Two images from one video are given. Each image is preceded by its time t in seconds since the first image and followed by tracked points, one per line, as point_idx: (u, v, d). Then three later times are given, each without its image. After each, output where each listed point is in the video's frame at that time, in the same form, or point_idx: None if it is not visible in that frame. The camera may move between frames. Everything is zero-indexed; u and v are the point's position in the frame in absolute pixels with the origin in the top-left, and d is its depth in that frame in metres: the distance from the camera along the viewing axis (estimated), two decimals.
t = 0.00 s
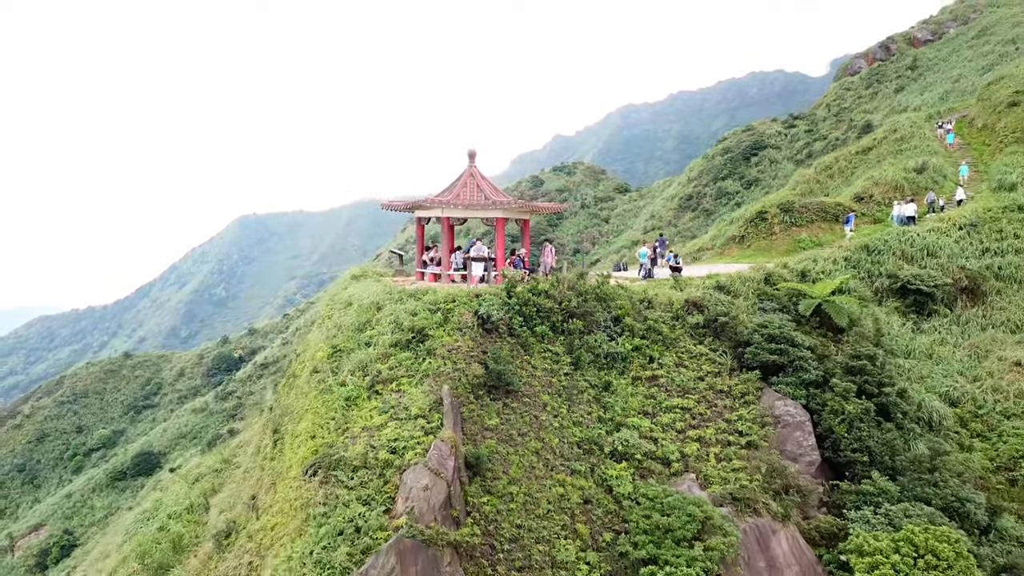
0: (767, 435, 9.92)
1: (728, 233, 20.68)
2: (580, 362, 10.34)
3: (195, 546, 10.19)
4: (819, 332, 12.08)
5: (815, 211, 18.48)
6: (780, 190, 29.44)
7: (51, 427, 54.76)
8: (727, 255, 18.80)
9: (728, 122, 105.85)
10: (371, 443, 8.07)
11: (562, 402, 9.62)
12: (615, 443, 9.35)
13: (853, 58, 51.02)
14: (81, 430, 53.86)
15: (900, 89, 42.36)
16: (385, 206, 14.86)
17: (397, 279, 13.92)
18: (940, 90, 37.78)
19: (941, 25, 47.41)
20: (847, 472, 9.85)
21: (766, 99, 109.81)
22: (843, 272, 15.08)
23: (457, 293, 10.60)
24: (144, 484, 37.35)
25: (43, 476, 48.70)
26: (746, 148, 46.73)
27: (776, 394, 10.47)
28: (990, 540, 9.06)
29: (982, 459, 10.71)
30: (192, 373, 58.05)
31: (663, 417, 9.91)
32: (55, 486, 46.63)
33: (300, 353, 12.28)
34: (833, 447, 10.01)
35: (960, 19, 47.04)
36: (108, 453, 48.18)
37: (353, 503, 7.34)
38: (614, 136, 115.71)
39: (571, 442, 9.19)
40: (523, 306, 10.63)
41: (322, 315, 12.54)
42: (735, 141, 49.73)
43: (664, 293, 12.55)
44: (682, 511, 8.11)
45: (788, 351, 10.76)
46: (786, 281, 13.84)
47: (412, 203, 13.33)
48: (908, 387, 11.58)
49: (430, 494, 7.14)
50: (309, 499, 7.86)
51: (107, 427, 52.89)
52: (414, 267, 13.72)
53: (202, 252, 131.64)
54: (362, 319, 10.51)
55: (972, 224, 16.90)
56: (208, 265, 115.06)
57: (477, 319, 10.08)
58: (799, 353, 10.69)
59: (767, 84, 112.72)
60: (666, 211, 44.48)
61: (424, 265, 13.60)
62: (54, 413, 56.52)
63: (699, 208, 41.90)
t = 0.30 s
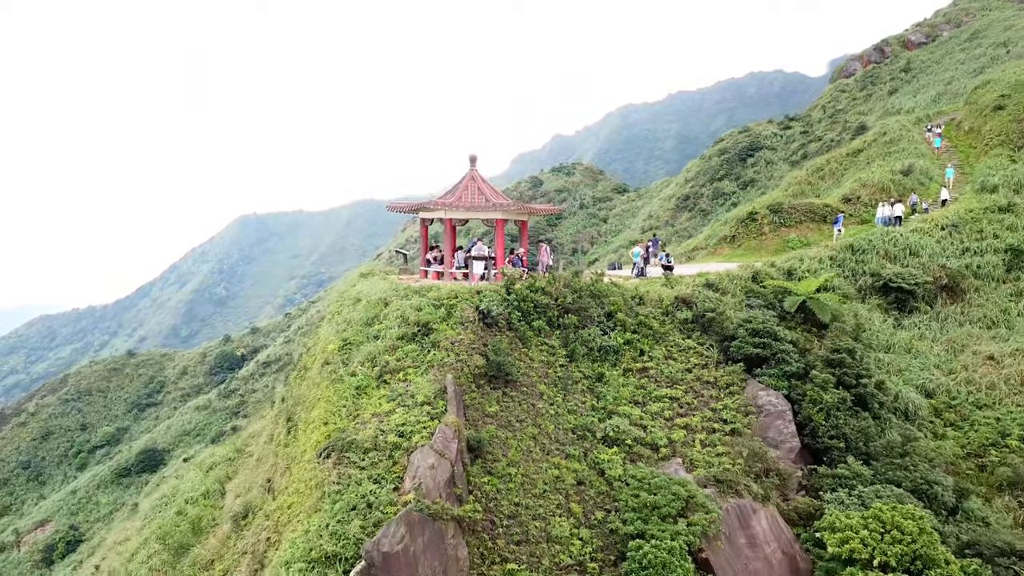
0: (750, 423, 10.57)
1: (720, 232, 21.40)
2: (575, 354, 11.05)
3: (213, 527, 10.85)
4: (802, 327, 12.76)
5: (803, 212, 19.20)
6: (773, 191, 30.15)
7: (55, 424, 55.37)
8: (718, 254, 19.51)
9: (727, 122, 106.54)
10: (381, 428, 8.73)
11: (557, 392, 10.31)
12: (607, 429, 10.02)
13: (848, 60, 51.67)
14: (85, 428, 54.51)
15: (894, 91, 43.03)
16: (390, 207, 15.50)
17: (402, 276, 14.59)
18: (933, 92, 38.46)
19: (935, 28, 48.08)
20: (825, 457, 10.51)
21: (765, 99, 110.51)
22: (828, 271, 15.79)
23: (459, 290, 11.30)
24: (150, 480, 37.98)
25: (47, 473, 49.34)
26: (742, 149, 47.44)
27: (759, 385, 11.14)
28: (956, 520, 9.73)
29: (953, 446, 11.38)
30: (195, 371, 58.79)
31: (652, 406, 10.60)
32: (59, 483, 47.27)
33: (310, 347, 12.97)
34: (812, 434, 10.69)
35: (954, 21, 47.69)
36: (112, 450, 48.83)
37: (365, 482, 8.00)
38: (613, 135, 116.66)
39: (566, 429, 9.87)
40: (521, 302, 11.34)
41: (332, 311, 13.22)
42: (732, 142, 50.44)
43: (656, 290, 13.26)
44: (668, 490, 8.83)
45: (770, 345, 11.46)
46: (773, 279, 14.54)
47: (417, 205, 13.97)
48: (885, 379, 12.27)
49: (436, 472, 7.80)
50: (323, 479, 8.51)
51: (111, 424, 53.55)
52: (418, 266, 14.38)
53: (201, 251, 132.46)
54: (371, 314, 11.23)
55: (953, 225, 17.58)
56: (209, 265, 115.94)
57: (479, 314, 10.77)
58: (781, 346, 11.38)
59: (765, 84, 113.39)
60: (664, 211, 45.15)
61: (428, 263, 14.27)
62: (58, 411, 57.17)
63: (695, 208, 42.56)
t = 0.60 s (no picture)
0: (736, 413, 11.21)
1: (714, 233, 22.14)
2: (571, 348, 11.75)
3: (229, 511, 11.53)
4: (787, 323, 13.48)
5: (793, 213, 19.98)
6: (767, 192, 30.89)
7: (59, 422, 55.91)
8: (711, 253, 20.26)
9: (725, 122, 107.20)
10: (390, 414, 9.40)
11: (554, 382, 11.00)
12: (601, 417, 10.69)
13: (843, 62, 52.34)
14: (89, 426, 55.14)
15: (888, 93, 43.72)
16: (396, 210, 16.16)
17: (407, 274, 15.27)
18: (926, 94, 39.14)
19: (929, 31, 48.76)
20: (805, 445, 11.19)
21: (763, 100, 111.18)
22: (814, 270, 16.54)
23: (462, 288, 12.01)
24: (155, 476, 38.63)
25: (52, 470, 49.95)
26: (739, 151, 48.16)
27: (744, 376, 11.82)
28: (928, 502, 10.39)
29: (928, 435, 12.05)
30: (197, 370, 59.46)
31: (643, 396, 11.28)
32: (64, 480, 47.87)
33: (320, 342, 13.67)
34: (794, 423, 11.36)
35: (948, 24, 48.36)
36: (116, 448, 49.46)
37: (376, 463, 8.66)
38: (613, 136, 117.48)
39: (562, 417, 10.55)
40: (520, 299, 12.06)
41: (340, 309, 13.92)
42: (728, 143, 51.19)
43: (648, 289, 13.99)
44: (655, 473, 9.52)
45: (755, 339, 12.17)
46: (761, 277, 15.26)
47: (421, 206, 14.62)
48: (866, 372, 12.95)
49: (441, 454, 8.46)
50: (336, 462, 9.17)
51: (115, 422, 54.21)
52: (422, 265, 15.06)
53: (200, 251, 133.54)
54: (379, 311, 11.98)
55: (936, 226, 18.30)
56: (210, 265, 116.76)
57: (480, 310, 11.48)
58: (765, 341, 12.08)
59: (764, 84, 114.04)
60: (662, 211, 45.81)
61: (431, 262, 14.95)
62: (62, 409, 57.77)
63: (692, 208, 43.22)
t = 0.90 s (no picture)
0: (722, 402, 11.89)
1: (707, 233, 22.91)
2: (566, 342, 12.50)
3: (244, 494, 12.21)
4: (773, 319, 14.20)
5: (783, 213, 20.73)
6: (762, 193, 31.65)
7: (64, 419, 56.55)
8: (704, 252, 21.02)
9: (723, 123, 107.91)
10: (397, 401, 10.10)
11: (550, 374, 11.71)
12: (595, 406, 11.38)
13: (839, 64, 53.03)
14: (93, 424, 55.80)
15: (881, 95, 44.42)
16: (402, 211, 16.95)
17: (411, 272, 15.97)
18: (918, 96, 39.85)
19: (923, 33, 49.47)
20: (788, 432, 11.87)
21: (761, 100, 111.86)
22: (801, 268, 17.31)
23: (464, 286, 12.76)
24: (159, 472, 39.27)
25: (57, 467, 50.61)
26: (735, 152, 48.91)
27: (730, 368, 12.52)
28: (902, 486, 11.08)
29: (905, 424, 12.75)
30: (200, 368, 60.22)
31: (634, 387, 11.97)
32: (69, 477, 48.52)
33: (328, 336, 14.41)
34: (777, 412, 12.06)
35: (941, 26, 49.04)
36: (120, 445, 50.13)
37: (385, 446, 9.34)
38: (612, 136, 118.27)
39: (558, 405, 11.25)
40: (518, 295, 12.82)
41: (347, 305, 14.69)
42: (725, 145, 51.96)
43: (641, 287, 14.75)
44: (645, 456, 10.22)
45: (741, 333, 12.89)
46: (750, 274, 15.99)
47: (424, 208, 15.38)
48: (847, 365, 13.66)
49: (445, 437, 9.12)
50: (347, 446, 9.86)
51: (119, 420, 54.90)
52: (426, 263, 15.76)
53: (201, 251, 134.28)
54: (386, 307, 12.75)
55: (920, 226, 19.02)
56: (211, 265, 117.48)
57: (481, 306, 12.22)
58: (751, 335, 12.79)
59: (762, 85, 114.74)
60: (659, 211, 46.49)
61: (434, 261, 15.66)
62: (66, 406, 58.41)
63: (689, 208, 43.87)
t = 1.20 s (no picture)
0: (709, 392, 12.62)
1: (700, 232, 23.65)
2: (562, 335, 13.25)
3: (258, 479, 12.94)
4: (759, 313, 14.94)
5: (772, 213, 21.49)
6: (756, 193, 32.39)
7: (68, 416, 57.21)
8: (697, 250, 21.77)
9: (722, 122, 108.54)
10: (404, 388, 10.84)
11: (546, 365, 12.45)
12: (588, 395, 12.11)
13: (834, 66, 53.74)
14: (97, 421, 56.47)
15: (875, 96, 45.13)
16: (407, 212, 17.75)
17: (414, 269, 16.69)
18: (910, 98, 40.57)
19: (916, 35, 50.17)
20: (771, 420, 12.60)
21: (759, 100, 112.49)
22: (788, 267, 18.08)
23: (466, 283, 13.52)
24: (164, 468, 39.92)
25: (62, 464, 51.25)
26: (731, 152, 49.64)
27: (717, 360, 13.25)
28: (877, 470, 11.81)
29: (883, 413, 13.49)
30: (203, 366, 60.93)
31: (626, 377, 12.71)
32: (74, 473, 49.17)
33: (336, 331, 15.18)
34: (761, 401, 12.78)
35: (935, 28, 49.73)
36: (125, 441, 50.80)
37: (393, 430, 10.07)
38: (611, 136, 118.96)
39: (554, 394, 11.99)
40: (517, 291, 13.58)
41: (354, 301, 15.46)
42: (721, 145, 52.69)
43: (634, 284, 15.50)
44: (634, 441, 10.97)
45: (728, 327, 13.63)
46: (739, 272, 16.74)
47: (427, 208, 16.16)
48: (830, 357, 14.40)
49: (449, 422, 9.84)
50: (357, 430, 10.60)
51: (123, 417, 55.59)
52: (428, 261, 16.48)
53: (202, 250, 135.14)
54: (392, 302, 13.53)
55: (904, 226, 19.78)
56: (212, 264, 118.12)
57: (482, 301, 12.98)
58: (737, 329, 13.54)
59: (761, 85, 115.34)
60: (657, 210, 47.19)
61: (437, 259, 16.37)
62: (70, 404, 59.08)
63: (686, 208, 44.56)
